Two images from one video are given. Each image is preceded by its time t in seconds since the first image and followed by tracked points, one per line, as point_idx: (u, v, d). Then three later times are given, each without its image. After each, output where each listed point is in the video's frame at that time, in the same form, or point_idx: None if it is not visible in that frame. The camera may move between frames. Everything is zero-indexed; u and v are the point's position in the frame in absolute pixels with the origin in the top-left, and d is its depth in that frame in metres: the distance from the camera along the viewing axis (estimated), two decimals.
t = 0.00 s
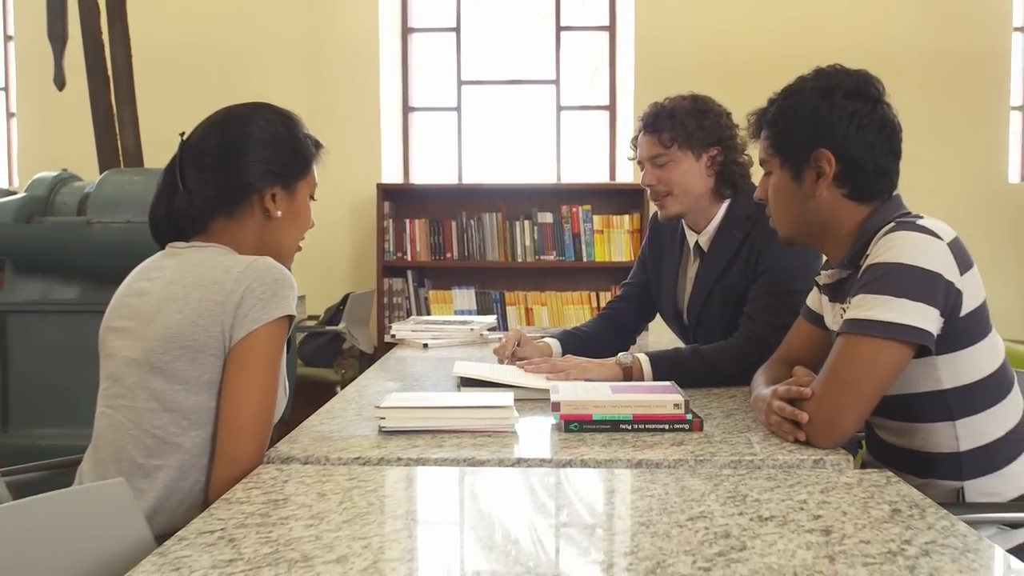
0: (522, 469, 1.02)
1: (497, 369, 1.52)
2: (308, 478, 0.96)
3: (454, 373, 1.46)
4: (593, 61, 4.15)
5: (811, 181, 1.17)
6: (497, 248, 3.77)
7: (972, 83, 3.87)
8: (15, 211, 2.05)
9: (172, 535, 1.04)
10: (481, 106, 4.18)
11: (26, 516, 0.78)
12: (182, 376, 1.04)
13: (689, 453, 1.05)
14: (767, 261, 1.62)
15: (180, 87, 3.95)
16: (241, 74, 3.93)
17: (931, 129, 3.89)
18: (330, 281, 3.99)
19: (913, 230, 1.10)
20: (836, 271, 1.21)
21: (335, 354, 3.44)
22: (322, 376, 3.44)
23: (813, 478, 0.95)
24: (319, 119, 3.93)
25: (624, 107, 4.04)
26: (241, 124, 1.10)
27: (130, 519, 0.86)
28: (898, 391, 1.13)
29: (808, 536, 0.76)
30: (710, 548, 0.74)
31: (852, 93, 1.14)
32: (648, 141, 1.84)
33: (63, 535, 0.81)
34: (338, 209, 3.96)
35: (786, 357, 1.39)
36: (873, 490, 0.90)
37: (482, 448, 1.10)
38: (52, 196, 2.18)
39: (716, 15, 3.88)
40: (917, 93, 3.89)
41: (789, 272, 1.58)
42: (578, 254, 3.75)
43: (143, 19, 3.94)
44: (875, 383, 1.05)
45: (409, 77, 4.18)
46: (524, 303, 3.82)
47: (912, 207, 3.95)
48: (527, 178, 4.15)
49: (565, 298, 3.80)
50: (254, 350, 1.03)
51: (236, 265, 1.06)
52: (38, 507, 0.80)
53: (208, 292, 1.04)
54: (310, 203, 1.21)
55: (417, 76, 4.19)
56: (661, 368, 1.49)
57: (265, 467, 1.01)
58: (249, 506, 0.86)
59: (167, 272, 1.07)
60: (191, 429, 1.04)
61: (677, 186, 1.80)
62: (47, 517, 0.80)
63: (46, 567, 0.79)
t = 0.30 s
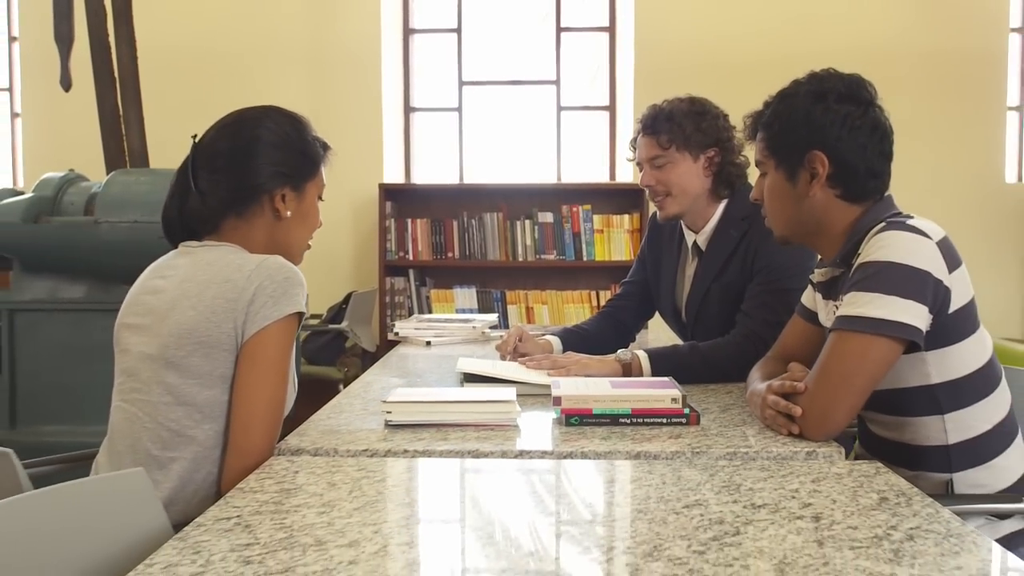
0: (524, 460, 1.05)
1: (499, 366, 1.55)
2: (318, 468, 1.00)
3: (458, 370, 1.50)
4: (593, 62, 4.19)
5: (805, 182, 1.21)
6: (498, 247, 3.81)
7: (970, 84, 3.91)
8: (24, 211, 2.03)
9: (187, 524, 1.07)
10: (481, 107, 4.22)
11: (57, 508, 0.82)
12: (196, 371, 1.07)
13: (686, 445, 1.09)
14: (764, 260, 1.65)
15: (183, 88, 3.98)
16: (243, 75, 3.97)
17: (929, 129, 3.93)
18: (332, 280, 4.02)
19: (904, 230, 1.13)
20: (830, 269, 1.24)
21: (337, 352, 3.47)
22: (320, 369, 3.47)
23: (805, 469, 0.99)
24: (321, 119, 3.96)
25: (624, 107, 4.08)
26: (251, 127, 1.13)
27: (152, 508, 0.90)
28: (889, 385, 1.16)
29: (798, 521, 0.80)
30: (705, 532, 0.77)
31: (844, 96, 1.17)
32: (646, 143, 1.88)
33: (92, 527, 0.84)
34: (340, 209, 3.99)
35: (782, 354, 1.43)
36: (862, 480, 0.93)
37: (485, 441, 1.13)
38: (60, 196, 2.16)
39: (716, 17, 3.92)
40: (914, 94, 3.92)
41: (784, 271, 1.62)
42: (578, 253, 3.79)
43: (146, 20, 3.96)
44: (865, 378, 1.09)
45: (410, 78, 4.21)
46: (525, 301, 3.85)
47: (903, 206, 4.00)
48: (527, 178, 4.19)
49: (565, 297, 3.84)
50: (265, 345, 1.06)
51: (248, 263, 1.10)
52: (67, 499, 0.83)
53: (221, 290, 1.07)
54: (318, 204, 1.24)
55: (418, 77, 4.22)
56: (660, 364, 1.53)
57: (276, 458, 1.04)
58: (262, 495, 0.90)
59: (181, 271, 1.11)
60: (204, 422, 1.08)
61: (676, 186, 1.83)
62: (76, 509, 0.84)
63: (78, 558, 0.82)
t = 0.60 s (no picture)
0: (525, 455, 1.07)
1: (499, 363, 1.57)
2: (323, 463, 1.02)
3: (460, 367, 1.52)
4: (593, 62, 4.21)
5: (801, 182, 1.23)
6: (499, 247, 3.83)
7: (967, 84, 3.93)
8: (29, 211, 2.05)
9: (195, 517, 1.10)
10: (482, 107, 4.24)
11: (63, 505, 0.83)
12: (204, 368, 1.10)
13: (684, 441, 1.11)
14: (761, 259, 1.67)
15: (185, 88, 4.00)
16: (245, 75, 3.99)
17: (929, 128, 3.95)
18: (334, 279, 4.05)
19: (897, 229, 1.15)
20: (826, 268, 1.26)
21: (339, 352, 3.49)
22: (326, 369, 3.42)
23: (801, 463, 1.01)
24: (323, 120, 3.98)
25: (624, 107, 4.10)
26: (257, 129, 1.16)
27: (154, 495, 0.92)
28: (884, 382, 1.18)
29: (793, 513, 0.82)
30: (702, 524, 0.80)
31: (840, 98, 1.20)
32: (646, 144, 1.90)
33: (97, 521, 0.86)
34: (341, 209, 4.02)
35: (779, 352, 1.45)
36: (856, 474, 0.96)
37: (487, 437, 1.15)
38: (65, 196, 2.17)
39: (715, 17, 3.94)
40: (911, 94, 3.94)
41: (782, 270, 1.64)
42: (578, 253, 3.81)
43: (148, 21, 3.98)
44: (859, 374, 1.11)
45: (411, 78, 4.24)
46: (526, 301, 3.87)
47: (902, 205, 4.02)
48: (528, 178, 4.21)
49: (565, 297, 3.86)
50: (271, 343, 1.09)
51: (254, 262, 1.12)
52: (68, 495, 0.84)
53: (229, 288, 1.10)
54: (323, 204, 1.26)
55: (419, 77, 4.24)
56: (659, 362, 1.55)
57: (283, 453, 1.07)
58: (270, 488, 0.92)
59: (189, 269, 1.13)
60: (212, 417, 1.10)
61: (675, 187, 1.85)
62: (81, 505, 0.85)
63: (84, 552, 0.84)
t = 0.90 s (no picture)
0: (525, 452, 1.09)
1: (499, 362, 1.58)
2: (327, 459, 1.03)
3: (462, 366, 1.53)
4: (593, 62, 4.22)
5: (799, 182, 1.24)
6: (499, 246, 3.84)
7: (966, 84, 3.95)
8: (31, 211, 2.06)
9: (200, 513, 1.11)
10: (482, 107, 4.25)
11: (64, 504, 0.83)
12: (209, 366, 1.11)
13: (682, 437, 1.12)
14: (759, 258, 1.69)
15: (186, 88, 4.01)
16: (245, 75, 4.00)
17: (927, 128, 3.97)
18: (335, 279, 4.06)
19: (893, 229, 1.17)
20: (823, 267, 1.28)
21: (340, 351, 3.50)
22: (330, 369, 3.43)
23: (798, 459, 1.02)
24: (323, 120, 4.00)
25: (624, 108, 4.12)
26: (262, 129, 1.17)
27: (155, 492, 0.93)
28: (880, 379, 1.20)
29: (789, 507, 0.84)
30: (700, 518, 0.81)
31: (836, 99, 1.21)
32: (645, 145, 1.91)
33: (98, 520, 0.86)
34: (342, 209, 4.03)
35: (777, 350, 1.46)
36: (851, 470, 0.97)
37: (489, 434, 1.17)
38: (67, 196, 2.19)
39: (714, 17, 3.95)
40: (910, 94, 3.96)
41: (780, 269, 1.65)
42: (578, 252, 3.83)
43: (149, 21, 3.99)
44: (856, 371, 1.12)
45: (411, 78, 4.25)
46: (526, 300, 3.89)
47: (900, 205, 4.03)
48: (528, 178, 4.22)
49: (565, 296, 3.88)
50: (275, 342, 1.10)
51: (258, 262, 1.13)
52: (68, 492, 0.84)
53: (233, 287, 1.11)
54: (325, 204, 1.28)
55: (419, 77, 4.25)
56: (659, 360, 1.57)
57: (287, 450, 1.08)
58: (275, 483, 0.93)
59: (193, 269, 1.14)
60: (217, 415, 1.12)
61: (674, 187, 1.87)
62: (83, 501, 0.85)
63: (89, 548, 0.85)
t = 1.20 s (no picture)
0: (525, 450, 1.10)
1: (500, 361, 1.59)
2: (329, 456, 1.05)
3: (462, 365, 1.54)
4: (593, 63, 4.24)
5: (797, 183, 1.25)
6: (499, 246, 3.85)
7: (965, 84, 3.96)
8: (33, 211, 2.07)
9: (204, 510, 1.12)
10: (482, 107, 4.26)
11: (70, 502, 0.84)
12: (212, 364, 1.12)
13: (681, 435, 1.14)
14: (758, 258, 1.70)
15: (186, 89, 4.02)
16: (246, 75, 4.01)
17: (926, 128, 3.98)
18: (336, 279, 4.07)
19: (890, 229, 1.18)
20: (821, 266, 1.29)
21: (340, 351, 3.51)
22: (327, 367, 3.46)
23: (795, 456, 1.03)
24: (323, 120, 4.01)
25: (624, 108, 4.13)
26: (265, 130, 1.18)
27: (158, 489, 0.94)
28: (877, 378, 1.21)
29: (786, 504, 0.85)
30: (698, 514, 0.82)
31: (834, 100, 1.23)
32: (646, 145, 1.92)
33: (104, 517, 0.87)
34: (342, 209, 4.04)
35: (776, 349, 1.47)
36: (848, 467, 0.98)
37: (489, 432, 1.18)
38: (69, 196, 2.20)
39: (713, 17, 3.96)
40: (910, 94, 3.97)
41: (778, 268, 1.66)
42: (578, 252, 3.84)
43: (150, 21, 4.00)
44: (852, 370, 1.13)
45: (411, 78, 4.26)
46: (526, 300, 3.90)
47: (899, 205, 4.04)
48: (528, 178, 4.24)
49: (565, 296, 3.89)
50: (278, 341, 1.11)
51: (261, 261, 1.14)
52: (74, 491, 0.85)
53: (236, 287, 1.12)
54: (327, 204, 1.29)
55: (419, 77, 4.26)
56: (658, 359, 1.58)
57: (289, 448, 1.09)
58: (278, 480, 0.95)
59: (196, 269, 1.15)
60: (220, 413, 1.13)
61: (675, 186, 1.88)
62: (88, 500, 0.86)
63: (95, 545, 0.86)
